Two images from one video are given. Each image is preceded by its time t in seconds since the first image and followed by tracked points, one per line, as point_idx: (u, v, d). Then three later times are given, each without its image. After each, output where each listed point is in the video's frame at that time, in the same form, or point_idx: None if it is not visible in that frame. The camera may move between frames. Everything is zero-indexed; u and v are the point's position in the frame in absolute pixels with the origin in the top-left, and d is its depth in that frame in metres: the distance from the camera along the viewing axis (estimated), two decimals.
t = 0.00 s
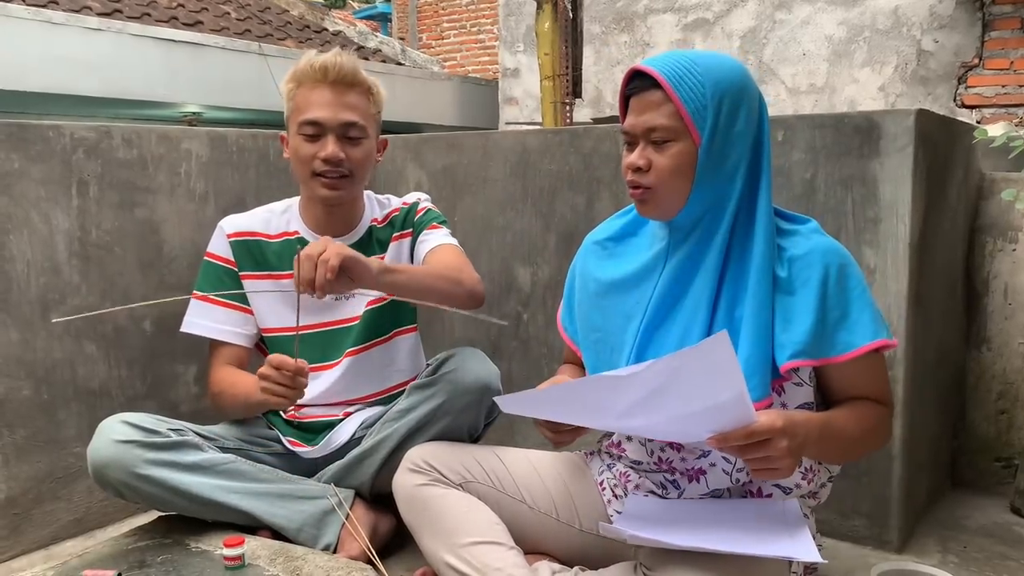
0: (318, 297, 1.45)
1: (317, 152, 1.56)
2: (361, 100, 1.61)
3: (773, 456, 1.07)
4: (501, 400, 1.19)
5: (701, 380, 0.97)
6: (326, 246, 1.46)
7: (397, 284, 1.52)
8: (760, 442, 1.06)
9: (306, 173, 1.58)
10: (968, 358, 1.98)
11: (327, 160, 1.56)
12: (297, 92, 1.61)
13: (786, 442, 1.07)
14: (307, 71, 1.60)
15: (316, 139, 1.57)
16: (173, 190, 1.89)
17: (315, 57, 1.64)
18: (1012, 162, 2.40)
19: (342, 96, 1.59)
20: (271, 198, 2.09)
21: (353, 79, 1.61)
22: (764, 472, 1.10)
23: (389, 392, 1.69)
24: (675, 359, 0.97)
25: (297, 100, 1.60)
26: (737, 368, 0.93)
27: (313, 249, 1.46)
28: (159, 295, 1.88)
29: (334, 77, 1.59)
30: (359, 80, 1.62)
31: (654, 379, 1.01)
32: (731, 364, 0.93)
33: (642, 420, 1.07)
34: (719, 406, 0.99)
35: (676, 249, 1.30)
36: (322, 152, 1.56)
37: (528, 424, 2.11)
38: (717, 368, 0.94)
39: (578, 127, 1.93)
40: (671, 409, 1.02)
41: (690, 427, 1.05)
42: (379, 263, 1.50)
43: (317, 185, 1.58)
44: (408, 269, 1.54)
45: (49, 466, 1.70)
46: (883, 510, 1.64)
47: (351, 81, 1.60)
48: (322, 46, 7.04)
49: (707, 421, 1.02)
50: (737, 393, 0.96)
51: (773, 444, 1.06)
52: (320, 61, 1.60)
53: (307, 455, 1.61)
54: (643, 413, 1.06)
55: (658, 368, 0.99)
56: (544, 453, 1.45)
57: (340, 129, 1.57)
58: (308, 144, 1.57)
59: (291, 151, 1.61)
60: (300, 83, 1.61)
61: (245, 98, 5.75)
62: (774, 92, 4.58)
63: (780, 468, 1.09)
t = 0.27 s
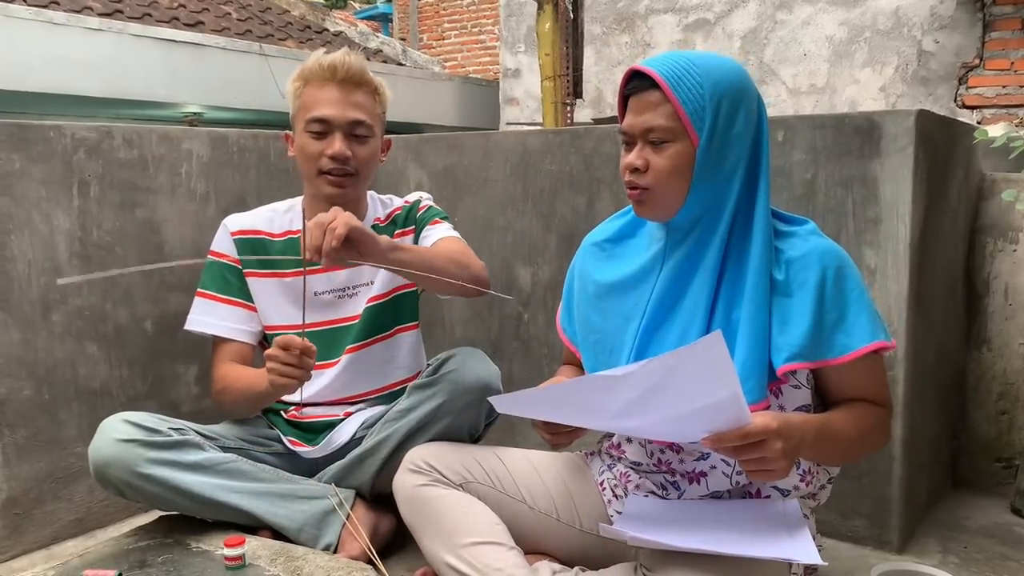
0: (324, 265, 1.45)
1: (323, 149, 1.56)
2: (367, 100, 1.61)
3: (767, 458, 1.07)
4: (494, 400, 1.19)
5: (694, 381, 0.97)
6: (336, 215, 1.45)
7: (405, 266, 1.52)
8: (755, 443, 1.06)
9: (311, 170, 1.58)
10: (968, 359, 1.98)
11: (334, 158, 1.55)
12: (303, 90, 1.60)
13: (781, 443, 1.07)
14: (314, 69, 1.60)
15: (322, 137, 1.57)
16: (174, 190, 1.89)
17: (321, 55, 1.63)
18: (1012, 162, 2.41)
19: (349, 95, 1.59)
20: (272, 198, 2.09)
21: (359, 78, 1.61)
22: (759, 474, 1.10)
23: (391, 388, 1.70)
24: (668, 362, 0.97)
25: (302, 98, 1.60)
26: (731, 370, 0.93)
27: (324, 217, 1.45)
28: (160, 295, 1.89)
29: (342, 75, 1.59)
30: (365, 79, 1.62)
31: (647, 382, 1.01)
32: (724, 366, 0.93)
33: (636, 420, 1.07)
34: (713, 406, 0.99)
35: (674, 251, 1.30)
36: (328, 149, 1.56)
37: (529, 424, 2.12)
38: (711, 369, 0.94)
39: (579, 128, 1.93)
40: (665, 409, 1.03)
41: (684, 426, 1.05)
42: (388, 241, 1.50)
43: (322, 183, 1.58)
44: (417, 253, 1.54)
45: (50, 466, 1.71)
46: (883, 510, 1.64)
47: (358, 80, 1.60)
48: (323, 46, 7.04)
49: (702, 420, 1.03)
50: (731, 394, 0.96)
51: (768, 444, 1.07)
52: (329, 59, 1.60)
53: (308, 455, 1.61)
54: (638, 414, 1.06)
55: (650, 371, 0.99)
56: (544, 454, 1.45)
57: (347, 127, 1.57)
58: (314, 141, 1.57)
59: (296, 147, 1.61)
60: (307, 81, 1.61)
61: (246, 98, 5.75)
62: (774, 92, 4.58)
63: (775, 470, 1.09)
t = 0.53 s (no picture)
0: (327, 234, 1.42)
1: (333, 143, 1.56)
2: (379, 98, 1.62)
3: (768, 447, 1.07)
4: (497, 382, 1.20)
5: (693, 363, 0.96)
6: (352, 188, 1.43)
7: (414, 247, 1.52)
8: (754, 432, 1.06)
9: (320, 164, 1.58)
10: (969, 360, 1.98)
11: (344, 152, 1.55)
12: (316, 86, 1.61)
13: (782, 434, 1.07)
14: (328, 66, 1.61)
15: (333, 131, 1.57)
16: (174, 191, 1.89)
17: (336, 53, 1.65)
18: (1013, 164, 2.41)
19: (361, 92, 1.59)
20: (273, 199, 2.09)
21: (372, 77, 1.62)
22: (758, 463, 1.10)
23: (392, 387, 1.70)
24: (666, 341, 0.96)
25: (315, 94, 1.61)
26: (730, 353, 0.92)
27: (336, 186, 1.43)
28: (160, 295, 1.89)
29: (355, 73, 1.60)
30: (377, 78, 1.63)
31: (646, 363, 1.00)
32: (723, 346, 0.92)
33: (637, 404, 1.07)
34: (714, 390, 0.98)
35: (672, 248, 1.30)
36: (337, 144, 1.56)
37: (529, 425, 2.12)
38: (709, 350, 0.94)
39: (579, 128, 1.94)
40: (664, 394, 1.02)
41: (686, 411, 1.04)
42: (399, 221, 1.49)
43: (330, 177, 1.58)
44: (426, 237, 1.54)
45: (51, 466, 1.71)
46: (883, 511, 1.64)
47: (370, 79, 1.62)
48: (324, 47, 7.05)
49: (703, 405, 1.02)
50: (730, 377, 0.94)
51: (768, 434, 1.06)
52: (343, 57, 1.61)
53: (308, 455, 1.61)
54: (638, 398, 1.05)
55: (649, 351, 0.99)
56: (544, 454, 1.45)
57: (358, 123, 1.57)
58: (325, 136, 1.57)
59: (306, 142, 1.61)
60: (321, 78, 1.62)
61: (247, 99, 5.76)
62: (774, 93, 4.58)
63: (774, 459, 1.08)
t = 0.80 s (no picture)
0: (315, 183, 1.34)
1: (360, 143, 1.54)
2: (412, 104, 1.61)
3: (767, 435, 1.06)
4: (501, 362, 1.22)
5: (695, 339, 0.98)
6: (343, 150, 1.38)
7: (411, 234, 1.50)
8: (754, 420, 1.05)
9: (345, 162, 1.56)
10: (969, 360, 1.98)
11: (370, 152, 1.53)
12: (352, 85, 1.61)
13: (782, 421, 1.06)
14: (366, 66, 1.61)
15: (361, 131, 1.56)
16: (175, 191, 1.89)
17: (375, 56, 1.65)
18: (1013, 164, 2.41)
19: (395, 97, 1.59)
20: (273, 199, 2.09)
21: (408, 82, 1.62)
22: (756, 450, 1.09)
23: (389, 394, 1.70)
24: (670, 315, 0.99)
25: (350, 93, 1.60)
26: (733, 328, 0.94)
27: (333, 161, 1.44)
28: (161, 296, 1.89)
29: (391, 76, 1.60)
30: (412, 84, 1.63)
31: (648, 339, 1.02)
32: (727, 322, 0.94)
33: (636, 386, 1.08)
34: (713, 372, 0.99)
35: (672, 245, 1.30)
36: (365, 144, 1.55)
37: (529, 425, 2.12)
38: (711, 325, 0.95)
39: (579, 129, 1.94)
40: (663, 373, 1.03)
41: (684, 396, 1.05)
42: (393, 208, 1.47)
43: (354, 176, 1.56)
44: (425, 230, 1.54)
45: (51, 466, 1.71)
46: (884, 512, 1.64)
47: (405, 83, 1.61)
48: (324, 48, 7.05)
49: (702, 389, 1.03)
50: (731, 356, 0.96)
51: (767, 421, 1.05)
52: (384, 59, 1.61)
53: (308, 455, 1.61)
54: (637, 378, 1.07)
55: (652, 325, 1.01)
56: (544, 454, 1.45)
57: (387, 125, 1.56)
58: (353, 134, 1.56)
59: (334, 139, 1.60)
60: (358, 79, 1.62)
61: (247, 99, 5.76)
62: (774, 94, 4.57)
63: (773, 448, 1.08)
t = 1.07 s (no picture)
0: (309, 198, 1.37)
1: (380, 155, 1.56)
2: (437, 116, 1.61)
3: (770, 435, 1.07)
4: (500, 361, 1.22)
5: (697, 339, 0.98)
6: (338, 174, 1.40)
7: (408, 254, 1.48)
8: (756, 420, 1.06)
9: (366, 171, 1.58)
10: (969, 361, 1.98)
11: (389, 165, 1.55)
12: (379, 93, 1.62)
13: (784, 421, 1.06)
14: (393, 75, 1.61)
15: (383, 142, 1.57)
16: (175, 192, 1.89)
17: (404, 63, 1.65)
18: (1013, 164, 2.41)
19: (422, 108, 1.59)
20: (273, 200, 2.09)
21: (436, 93, 1.62)
22: (757, 450, 1.09)
23: (392, 398, 1.70)
24: (671, 316, 0.98)
25: (376, 101, 1.61)
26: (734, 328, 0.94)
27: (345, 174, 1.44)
28: (161, 296, 1.89)
29: (417, 86, 1.59)
30: (440, 95, 1.63)
31: (649, 340, 1.02)
32: (728, 323, 0.94)
33: (637, 386, 1.08)
34: (715, 370, 0.99)
35: (673, 245, 1.30)
36: (386, 155, 1.56)
37: (529, 426, 2.12)
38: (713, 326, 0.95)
39: (579, 129, 1.94)
40: (664, 373, 1.03)
41: (685, 394, 1.05)
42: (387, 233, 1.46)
43: (372, 187, 1.58)
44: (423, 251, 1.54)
45: (51, 467, 1.71)
46: (884, 512, 1.64)
47: (431, 95, 1.61)
48: (324, 48, 7.05)
49: (703, 387, 1.03)
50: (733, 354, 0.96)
51: (769, 421, 1.05)
52: (411, 69, 1.61)
53: (309, 455, 1.61)
54: (638, 377, 1.07)
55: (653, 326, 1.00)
56: (544, 455, 1.45)
57: (408, 138, 1.56)
58: (375, 144, 1.57)
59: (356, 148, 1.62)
60: (385, 87, 1.62)
61: (246, 99, 5.75)
62: (774, 95, 4.57)
63: (775, 448, 1.08)
